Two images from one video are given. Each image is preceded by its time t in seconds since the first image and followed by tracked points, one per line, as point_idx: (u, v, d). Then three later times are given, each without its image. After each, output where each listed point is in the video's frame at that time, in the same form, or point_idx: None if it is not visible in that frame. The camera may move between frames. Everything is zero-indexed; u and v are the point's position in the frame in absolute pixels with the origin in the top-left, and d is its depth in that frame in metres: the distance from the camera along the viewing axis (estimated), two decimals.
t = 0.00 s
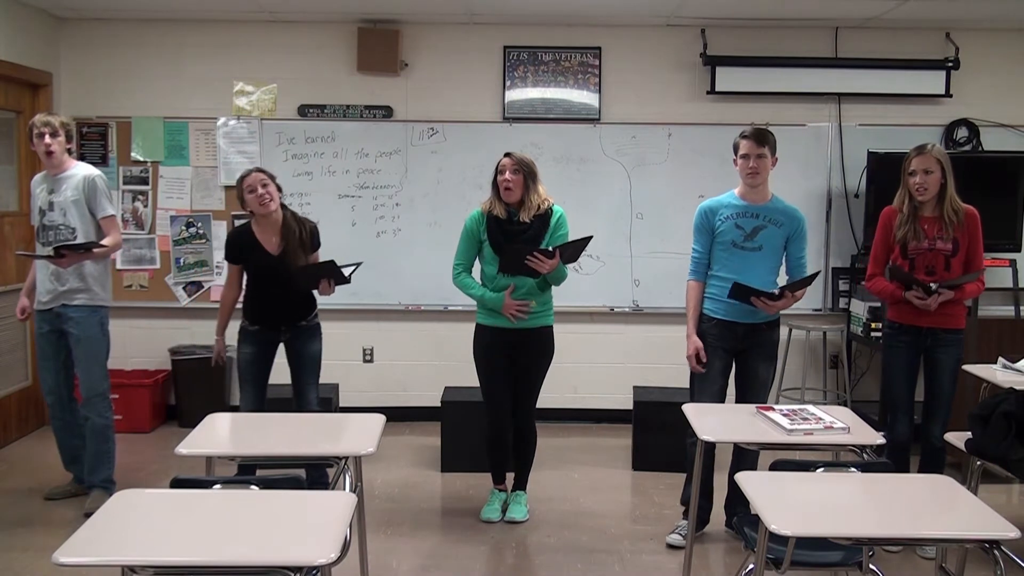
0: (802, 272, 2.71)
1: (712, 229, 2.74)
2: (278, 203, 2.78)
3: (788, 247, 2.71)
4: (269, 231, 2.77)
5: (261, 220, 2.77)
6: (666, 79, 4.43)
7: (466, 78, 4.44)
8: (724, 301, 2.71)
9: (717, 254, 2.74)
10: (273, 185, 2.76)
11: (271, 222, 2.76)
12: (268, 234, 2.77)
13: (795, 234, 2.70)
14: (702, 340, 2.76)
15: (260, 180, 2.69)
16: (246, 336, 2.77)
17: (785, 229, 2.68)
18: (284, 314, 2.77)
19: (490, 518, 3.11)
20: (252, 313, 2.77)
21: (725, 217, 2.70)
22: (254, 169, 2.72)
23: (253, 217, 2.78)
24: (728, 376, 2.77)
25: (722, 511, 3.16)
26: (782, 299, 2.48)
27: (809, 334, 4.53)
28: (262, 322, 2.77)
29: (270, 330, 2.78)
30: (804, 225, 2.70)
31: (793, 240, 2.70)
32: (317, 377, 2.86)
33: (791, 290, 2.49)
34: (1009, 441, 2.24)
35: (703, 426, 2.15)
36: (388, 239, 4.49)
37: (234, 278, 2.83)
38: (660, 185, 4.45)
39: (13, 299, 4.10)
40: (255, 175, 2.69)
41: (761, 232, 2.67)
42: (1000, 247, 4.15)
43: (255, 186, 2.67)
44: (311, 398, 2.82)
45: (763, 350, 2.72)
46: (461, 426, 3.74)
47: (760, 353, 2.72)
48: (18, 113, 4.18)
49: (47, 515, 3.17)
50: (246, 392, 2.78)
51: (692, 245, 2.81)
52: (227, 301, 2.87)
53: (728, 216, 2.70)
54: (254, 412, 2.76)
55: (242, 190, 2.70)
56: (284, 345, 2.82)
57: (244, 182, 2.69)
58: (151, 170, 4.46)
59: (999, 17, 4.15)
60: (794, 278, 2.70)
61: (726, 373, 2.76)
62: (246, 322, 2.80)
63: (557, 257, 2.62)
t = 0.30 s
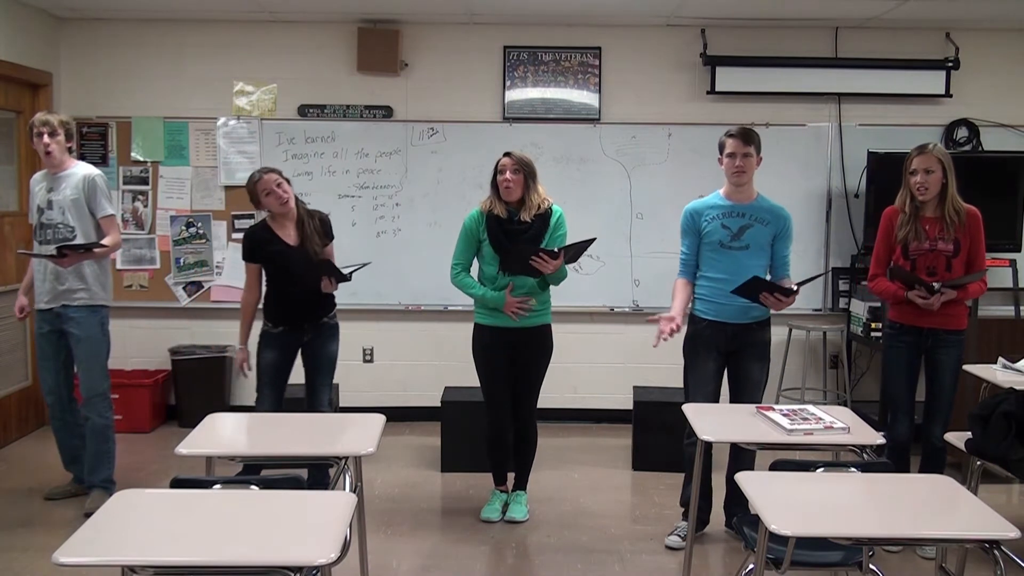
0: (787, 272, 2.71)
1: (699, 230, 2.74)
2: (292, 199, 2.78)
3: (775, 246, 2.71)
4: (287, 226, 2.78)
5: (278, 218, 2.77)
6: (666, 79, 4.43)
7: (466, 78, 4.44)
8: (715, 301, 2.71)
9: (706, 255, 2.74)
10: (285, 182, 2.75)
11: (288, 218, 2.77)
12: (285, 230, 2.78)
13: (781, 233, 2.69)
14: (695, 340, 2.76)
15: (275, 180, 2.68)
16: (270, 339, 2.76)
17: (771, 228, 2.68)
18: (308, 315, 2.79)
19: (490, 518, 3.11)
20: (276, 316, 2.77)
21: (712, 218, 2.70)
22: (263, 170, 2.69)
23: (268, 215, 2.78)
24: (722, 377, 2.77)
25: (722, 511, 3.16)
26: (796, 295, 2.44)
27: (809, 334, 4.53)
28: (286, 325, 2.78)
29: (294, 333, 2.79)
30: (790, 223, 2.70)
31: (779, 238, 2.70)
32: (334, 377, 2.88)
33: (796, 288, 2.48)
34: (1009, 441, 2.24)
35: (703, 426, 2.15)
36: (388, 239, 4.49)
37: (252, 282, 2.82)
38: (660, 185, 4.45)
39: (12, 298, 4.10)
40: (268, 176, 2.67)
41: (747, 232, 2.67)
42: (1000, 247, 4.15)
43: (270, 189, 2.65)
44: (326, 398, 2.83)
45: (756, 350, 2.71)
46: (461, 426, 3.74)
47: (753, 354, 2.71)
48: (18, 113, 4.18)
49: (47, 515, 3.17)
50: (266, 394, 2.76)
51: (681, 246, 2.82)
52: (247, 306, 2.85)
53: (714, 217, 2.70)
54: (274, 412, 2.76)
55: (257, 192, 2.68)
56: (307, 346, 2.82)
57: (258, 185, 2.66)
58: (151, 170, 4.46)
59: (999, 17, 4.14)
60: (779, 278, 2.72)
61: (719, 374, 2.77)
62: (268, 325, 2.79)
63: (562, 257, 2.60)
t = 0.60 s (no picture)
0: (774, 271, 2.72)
1: (687, 232, 2.74)
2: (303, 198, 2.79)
3: (762, 245, 2.72)
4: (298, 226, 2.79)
5: (288, 216, 2.77)
6: (666, 79, 4.43)
7: (466, 78, 4.44)
8: (704, 302, 2.71)
9: (694, 258, 2.74)
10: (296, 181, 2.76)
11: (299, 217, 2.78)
12: (295, 228, 2.79)
13: (769, 233, 2.70)
14: (687, 342, 2.75)
15: (287, 178, 2.69)
16: (284, 341, 2.76)
17: (759, 228, 2.68)
18: (321, 316, 2.79)
19: (490, 518, 3.11)
20: (290, 318, 2.76)
21: (699, 220, 2.71)
22: (276, 168, 2.70)
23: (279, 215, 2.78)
24: (714, 378, 2.77)
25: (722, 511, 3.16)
26: (799, 290, 2.40)
27: (809, 334, 4.53)
28: (300, 327, 2.78)
29: (308, 334, 2.79)
30: (777, 223, 2.71)
31: (767, 239, 2.71)
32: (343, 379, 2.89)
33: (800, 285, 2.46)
34: (1009, 441, 2.24)
35: (702, 426, 2.15)
36: (388, 239, 4.49)
37: (263, 283, 2.81)
38: (660, 185, 4.45)
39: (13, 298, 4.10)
40: (281, 174, 2.68)
41: (735, 232, 2.67)
42: (1000, 247, 4.15)
43: (282, 186, 2.66)
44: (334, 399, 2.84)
45: (746, 350, 2.72)
46: (461, 426, 3.74)
47: (744, 355, 2.71)
48: (18, 114, 4.18)
49: (47, 515, 3.17)
50: (278, 395, 2.77)
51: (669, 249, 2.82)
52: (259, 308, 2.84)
53: (702, 219, 2.70)
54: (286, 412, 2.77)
55: (269, 189, 2.68)
56: (319, 347, 2.83)
57: (270, 182, 2.68)
58: (151, 170, 4.46)
59: (999, 17, 4.14)
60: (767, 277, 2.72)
61: (710, 376, 2.76)
62: (281, 326, 2.79)
63: (564, 257, 2.59)
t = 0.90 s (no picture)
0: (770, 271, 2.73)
1: (683, 232, 2.73)
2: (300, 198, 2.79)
3: (758, 246, 2.72)
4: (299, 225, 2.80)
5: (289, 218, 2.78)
6: (666, 79, 4.43)
7: (466, 78, 4.44)
8: (701, 303, 2.71)
9: (691, 258, 2.74)
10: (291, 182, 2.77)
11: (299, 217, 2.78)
12: (296, 229, 2.79)
13: (764, 234, 2.70)
14: (685, 343, 2.75)
15: (278, 180, 2.70)
16: (285, 341, 2.77)
17: (754, 228, 2.69)
18: (322, 316, 2.78)
19: (490, 518, 3.11)
20: (291, 318, 2.77)
21: (695, 221, 2.70)
22: (268, 171, 2.72)
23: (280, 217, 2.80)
24: (712, 378, 2.77)
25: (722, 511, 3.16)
26: (796, 292, 2.40)
27: (809, 334, 4.53)
28: (300, 327, 2.78)
29: (308, 335, 2.79)
30: (772, 223, 2.71)
31: (763, 239, 2.71)
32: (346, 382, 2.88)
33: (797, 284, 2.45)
34: (1009, 441, 2.24)
35: (702, 426, 2.15)
36: (388, 239, 4.49)
37: (264, 285, 2.81)
38: (660, 185, 4.45)
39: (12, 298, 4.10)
40: (273, 176, 2.70)
41: (731, 233, 2.68)
42: (1000, 247, 4.15)
43: (274, 187, 2.68)
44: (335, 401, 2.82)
45: (745, 351, 2.71)
46: (461, 426, 3.74)
47: (742, 356, 2.71)
48: (18, 114, 4.18)
49: (48, 515, 3.17)
50: (280, 395, 2.78)
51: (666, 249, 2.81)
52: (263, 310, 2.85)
53: (698, 219, 2.70)
54: (286, 412, 2.77)
55: (263, 192, 2.70)
56: (320, 348, 2.82)
57: (263, 184, 2.70)
58: (151, 170, 4.46)
59: (999, 17, 4.14)
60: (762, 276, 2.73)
61: (708, 377, 2.76)
62: (284, 326, 2.80)
63: (559, 258, 2.59)
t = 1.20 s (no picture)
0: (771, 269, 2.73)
1: (684, 232, 2.74)
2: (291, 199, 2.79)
3: (758, 245, 2.72)
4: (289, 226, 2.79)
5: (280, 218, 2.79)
6: (666, 79, 4.43)
7: (466, 78, 4.44)
8: (701, 303, 2.71)
9: (691, 258, 2.74)
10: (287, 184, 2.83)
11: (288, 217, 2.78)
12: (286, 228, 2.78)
13: (765, 232, 2.70)
14: (684, 343, 2.75)
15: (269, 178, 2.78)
16: (273, 333, 2.80)
17: (755, 227, 2.68)
18: (309, 311, 2.77)
19: (490, 517, 3.11)
20: (281, 311, 2.80)
21: (696, 220, 2.70)
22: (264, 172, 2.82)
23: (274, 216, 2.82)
24: (712, 378, 2.77)
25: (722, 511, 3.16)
26: (801, 292, 2.39)
27: (809, 334, 4.53)
28: (288, 321, 2.79)
29: (294, 330, 2.78)
30: (774, 221, 2.70)
31: (764, 237, 2.71)
32: (334, 385, 2.81)
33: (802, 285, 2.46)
34: (1009, 441, 2.24)
35: (702, 426, 2.15)
36: (388, 240, 4.49)
37: (265, 278, 2.88)
38: (660, 185, 4.45)
39: (12, 298, 4.10)
40: (265, 175, 2.79)
41: (732, 232, 2.68)
42: (1000, 247, 4.15)
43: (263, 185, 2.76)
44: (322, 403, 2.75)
45: (745, 352, 2.71)
46: (461, 426, 3.74)
47: (743, 357, 2.71)
48: (18, 114, 4.18)
49: (48, 515, 3.17)
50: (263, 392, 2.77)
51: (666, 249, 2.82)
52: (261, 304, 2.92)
53: (698, 219, 2.70)
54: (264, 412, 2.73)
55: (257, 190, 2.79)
56: (308, 344, 2.80)
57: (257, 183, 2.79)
58: (151, 170, 4.46)
59: (999, 17, 4.14)
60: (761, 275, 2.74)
61: (708, 377, 2.76)
62: (276, 320, 2.83)
63: (558, 259, 2.59)
